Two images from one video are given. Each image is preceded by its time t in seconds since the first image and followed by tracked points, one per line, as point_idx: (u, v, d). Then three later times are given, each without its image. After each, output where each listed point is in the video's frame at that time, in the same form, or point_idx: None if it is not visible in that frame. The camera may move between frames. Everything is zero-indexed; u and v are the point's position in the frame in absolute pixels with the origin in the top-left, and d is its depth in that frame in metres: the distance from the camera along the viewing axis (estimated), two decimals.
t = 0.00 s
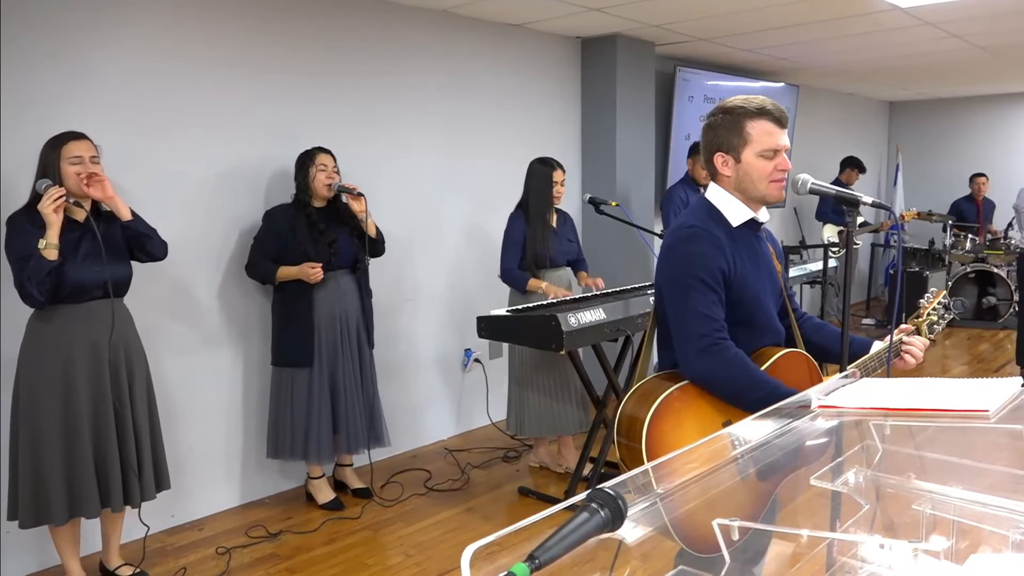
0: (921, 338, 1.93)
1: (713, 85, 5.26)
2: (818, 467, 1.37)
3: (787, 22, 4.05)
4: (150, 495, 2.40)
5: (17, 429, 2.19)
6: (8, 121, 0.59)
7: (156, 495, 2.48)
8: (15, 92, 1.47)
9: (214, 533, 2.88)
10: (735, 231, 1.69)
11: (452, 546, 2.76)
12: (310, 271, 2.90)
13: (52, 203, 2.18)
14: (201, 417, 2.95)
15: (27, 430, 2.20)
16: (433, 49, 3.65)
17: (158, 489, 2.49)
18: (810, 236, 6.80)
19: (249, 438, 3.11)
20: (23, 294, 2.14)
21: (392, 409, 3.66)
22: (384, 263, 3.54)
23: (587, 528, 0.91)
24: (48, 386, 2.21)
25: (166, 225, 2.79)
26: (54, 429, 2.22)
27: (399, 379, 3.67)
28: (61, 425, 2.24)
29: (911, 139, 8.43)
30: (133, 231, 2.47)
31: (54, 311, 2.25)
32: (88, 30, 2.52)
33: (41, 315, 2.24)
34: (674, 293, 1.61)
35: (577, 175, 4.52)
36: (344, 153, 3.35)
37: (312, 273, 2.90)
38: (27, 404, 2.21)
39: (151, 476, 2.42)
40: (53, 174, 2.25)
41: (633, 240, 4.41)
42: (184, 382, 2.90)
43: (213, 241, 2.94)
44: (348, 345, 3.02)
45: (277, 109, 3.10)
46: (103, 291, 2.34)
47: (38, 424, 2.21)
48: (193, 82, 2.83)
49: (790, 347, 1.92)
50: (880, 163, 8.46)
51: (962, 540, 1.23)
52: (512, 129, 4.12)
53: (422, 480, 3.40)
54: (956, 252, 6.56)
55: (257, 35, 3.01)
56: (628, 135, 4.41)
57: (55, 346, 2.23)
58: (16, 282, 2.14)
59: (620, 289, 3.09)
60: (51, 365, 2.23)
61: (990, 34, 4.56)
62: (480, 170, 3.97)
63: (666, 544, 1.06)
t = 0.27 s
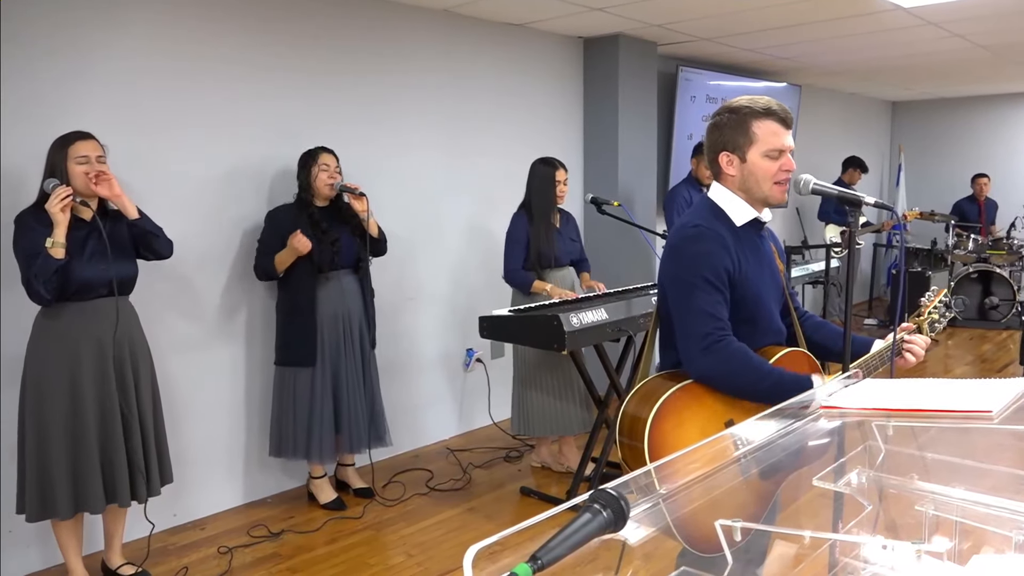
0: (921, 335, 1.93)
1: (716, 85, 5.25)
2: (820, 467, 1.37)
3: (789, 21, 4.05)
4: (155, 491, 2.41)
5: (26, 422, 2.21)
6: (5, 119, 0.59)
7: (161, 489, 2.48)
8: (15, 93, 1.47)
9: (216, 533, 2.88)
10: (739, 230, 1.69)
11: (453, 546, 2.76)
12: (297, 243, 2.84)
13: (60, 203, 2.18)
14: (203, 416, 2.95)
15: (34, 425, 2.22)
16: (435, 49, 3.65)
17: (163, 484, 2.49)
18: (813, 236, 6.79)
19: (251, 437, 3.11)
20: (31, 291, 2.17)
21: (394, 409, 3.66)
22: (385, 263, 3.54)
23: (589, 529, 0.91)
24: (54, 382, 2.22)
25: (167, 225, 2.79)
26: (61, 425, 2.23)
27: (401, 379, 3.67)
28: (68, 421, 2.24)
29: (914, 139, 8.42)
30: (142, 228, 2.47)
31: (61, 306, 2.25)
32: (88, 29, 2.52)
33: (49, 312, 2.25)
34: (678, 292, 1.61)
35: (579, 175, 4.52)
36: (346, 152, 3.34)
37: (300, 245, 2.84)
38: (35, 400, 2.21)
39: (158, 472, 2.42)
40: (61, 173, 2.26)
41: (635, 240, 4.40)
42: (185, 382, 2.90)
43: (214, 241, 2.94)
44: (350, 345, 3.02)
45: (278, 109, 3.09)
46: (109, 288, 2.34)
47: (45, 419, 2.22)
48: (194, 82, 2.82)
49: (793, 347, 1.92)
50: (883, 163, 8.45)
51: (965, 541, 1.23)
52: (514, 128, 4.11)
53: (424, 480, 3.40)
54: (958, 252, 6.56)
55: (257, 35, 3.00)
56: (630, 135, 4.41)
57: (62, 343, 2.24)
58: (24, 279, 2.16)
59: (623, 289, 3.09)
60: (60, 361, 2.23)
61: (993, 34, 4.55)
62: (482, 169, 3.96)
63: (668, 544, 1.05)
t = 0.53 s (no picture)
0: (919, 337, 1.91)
1: (717, 86, 5.25)
2: (821, 469, 1.37)
3: (791, 23, 4.05)
4: (157, 488, 2.40)
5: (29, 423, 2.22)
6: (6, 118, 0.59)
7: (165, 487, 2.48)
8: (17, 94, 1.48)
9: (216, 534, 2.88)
10: (740, 230, 1.69)
11: (454, 547, 2.76)
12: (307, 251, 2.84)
13: (62, 204, 2.19)
14: (203, 417, 2.95)
15: (37, 426, 2.22)
16: (435, 49, 3.65)
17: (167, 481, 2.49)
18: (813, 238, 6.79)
19: (251, 438, 3.11)
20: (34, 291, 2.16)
21: (395, 409, 3.66)
22: (386, 264, 3.54)
23: (590, 530, 0.91)
24: (57, 383, 2.22)
25: (168, 225, 2.79)
26: (64, 425, 2.23)
27: (402, 380, 3.67)
28: (70, 421, 2.24)
29: (915, 140, 8.42)
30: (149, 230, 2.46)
31: (64, 308, 2.26)
32: (88, 29, 2.52)
33: (52, 313, 2.25)
34: (683, 291, 1.60)
35: (580, 176, 4.52)
36: (347, 153, 3.35)
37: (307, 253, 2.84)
38: (37, 401, 2.21)
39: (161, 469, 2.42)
40: (64, 174, 2.26)
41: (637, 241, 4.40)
42: (186, 383, 2.90)
43: (214, 241, 2.93)
44: (350, 346, 3.01)
45: (278, 110, 3.09)
46: (110, 288, 2.34)
47: (48, 420, 2.22)
48: (194, 82, 2.82)
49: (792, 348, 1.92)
50: (884, 165, 8.45)
51: (966, 543, 1.23)
52: (515, 129, 4.11)
53: (424, 480, 3.40)
54: (959, 254, 6.57)
55: (258, 35, 3.00)
56: (631, 136, 4.41)
57: (65, 343, 2.24)
58: (28, 279, 2.16)
59: (624, 290, 3.08)
60: (63, 362, 2.23)
61: (994, 36, 4.55)
62: (482, 170, 3.96)
63: (669, 545, 1.04)
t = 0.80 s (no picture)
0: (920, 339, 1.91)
1: (717, 86, 5.25)
2: (821, 469, 1.37)
3: (791, 23, 4.05)
4: (157, 488, 2.40)
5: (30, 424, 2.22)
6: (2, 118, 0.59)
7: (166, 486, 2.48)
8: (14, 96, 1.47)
9: (217, 534, 2.88)
10: (739, 232, 1.69)
11: (454, 547, 2.76)
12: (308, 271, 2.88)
13: (61, 205, 2.19)
14: (203, 417, 2.95)
15: (37, 427, 2.22)
16: (436, 50, 3.65)
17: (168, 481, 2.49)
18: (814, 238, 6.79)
19: (251, 438, 3.11)
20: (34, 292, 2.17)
21: (396, 410, 3.66)
22: (387, 264, 3.54)
23: (590, 531, 0.91)
24: (58, 383, 2.22)
25: (168, 225, 2.79)
26: (64, 426, 2.23)
27: (402, 380, 3.67)
28: (70, 422, 2.25)
29: (915, 141, 8.42)
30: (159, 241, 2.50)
31: (65, 309, 2.26)
32: (88, 30, 2.52)
33: (55, 314, 2.26)
34: (680, 294, 1.60)
35: (581, 176, 4.52)
36: (348, 154, 3.35)
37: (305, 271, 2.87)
38: (37, 402, 2.22)
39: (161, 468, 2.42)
40: (65, 175, 2.26)
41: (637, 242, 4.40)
42: (186, 383, 2.90)
43: (214, 241, 2.94)
44: (346, 348, 3.01)
45: (278, 110, 3.09)
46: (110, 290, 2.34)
47: (48, 420, 2.22)
48: (194, 83, 2.82)
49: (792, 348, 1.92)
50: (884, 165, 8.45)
51: (967, 544, 1.22)
52: (515, 129, 4.11)
53: (425, 481, 3.40)
54: (960, 254, 6.57)
55: (258, 36, 3.01)
56: (632, 136, 4.41)
57: (65, 344, 2.24)
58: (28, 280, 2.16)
59: (624, 290, 3.08)
60: (63, 363, 2.23)
61: (995, 36, 4.55)
62: (483, 171, 3.96)
63: (669, 546, 1.04)
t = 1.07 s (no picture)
0: (919, 338, 1.91)
1: (717, 87, 5.25)
2: (821, 471, 1.36)
3: (791, 24, 4.05)
4: (155, 488, 2.40)
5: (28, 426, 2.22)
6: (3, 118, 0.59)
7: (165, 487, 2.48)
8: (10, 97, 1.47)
9: (217, 535, 2.88)
10: (739, 232, 1.69)
11: (454, 548, 2.76)
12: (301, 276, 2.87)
13: (58, 208, 2.18)
14: (201, 418, 2.95)
15: (36, 429, 2.22)
16: (436, 50, 3.65)
17: (167, 481, 2.48)
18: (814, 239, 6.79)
19: (251, 439, 3.11)
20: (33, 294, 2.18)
21: (396, 410, 3.66)
22: (386, 265, 3.54)
23: (589, 532, 0.91)
24: (56, 385, 2.22)
25: (168, 226, 2.79)
26: (62, 427, 2.23)
27: (402, 381, 3.67)
28: (69, 423, 2.24)
29: (915, 141, 8.42)
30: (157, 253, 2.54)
31: (64, 310, 2.26)
32: (88, 30, 2.52)
33: (54, 317, 2.25)
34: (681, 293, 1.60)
35: (581, 177, 4.52)
36: (348, 154, 3.35)
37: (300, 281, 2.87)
38: (36, 404, 2.22)
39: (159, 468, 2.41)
40: (59, 176, 2.28)
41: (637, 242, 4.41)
42: (185, 384, 2.90)
43: (213, 242, 2.93)
44: (341, 350, 3.00)
45: (278, 111, 3.09)
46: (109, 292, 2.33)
47: (46, 422, 2.22)
48: (193, 83, 2.82)
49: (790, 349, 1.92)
50: (884, 166, 8.45)
51: (967, 545, 1.22)
52: (515, 130, 4.11)
53: (425, 482, 3.40)
54: (960, 255, 6.57)
55: (258, 36, 3.01)
56: (632, 137, 4.41)
57: (64, 345, 2.24)
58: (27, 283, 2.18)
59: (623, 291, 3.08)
60: (62, 364, 2.23)
61: (995, 37, 4.55)
62: (483, 171, 3.96)
63: (669, 548, 1.04)
